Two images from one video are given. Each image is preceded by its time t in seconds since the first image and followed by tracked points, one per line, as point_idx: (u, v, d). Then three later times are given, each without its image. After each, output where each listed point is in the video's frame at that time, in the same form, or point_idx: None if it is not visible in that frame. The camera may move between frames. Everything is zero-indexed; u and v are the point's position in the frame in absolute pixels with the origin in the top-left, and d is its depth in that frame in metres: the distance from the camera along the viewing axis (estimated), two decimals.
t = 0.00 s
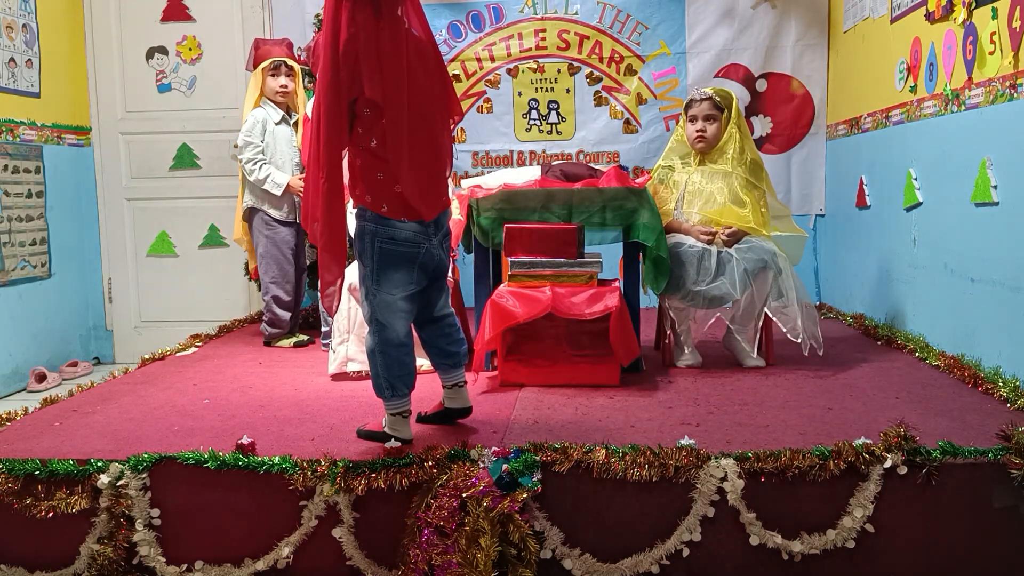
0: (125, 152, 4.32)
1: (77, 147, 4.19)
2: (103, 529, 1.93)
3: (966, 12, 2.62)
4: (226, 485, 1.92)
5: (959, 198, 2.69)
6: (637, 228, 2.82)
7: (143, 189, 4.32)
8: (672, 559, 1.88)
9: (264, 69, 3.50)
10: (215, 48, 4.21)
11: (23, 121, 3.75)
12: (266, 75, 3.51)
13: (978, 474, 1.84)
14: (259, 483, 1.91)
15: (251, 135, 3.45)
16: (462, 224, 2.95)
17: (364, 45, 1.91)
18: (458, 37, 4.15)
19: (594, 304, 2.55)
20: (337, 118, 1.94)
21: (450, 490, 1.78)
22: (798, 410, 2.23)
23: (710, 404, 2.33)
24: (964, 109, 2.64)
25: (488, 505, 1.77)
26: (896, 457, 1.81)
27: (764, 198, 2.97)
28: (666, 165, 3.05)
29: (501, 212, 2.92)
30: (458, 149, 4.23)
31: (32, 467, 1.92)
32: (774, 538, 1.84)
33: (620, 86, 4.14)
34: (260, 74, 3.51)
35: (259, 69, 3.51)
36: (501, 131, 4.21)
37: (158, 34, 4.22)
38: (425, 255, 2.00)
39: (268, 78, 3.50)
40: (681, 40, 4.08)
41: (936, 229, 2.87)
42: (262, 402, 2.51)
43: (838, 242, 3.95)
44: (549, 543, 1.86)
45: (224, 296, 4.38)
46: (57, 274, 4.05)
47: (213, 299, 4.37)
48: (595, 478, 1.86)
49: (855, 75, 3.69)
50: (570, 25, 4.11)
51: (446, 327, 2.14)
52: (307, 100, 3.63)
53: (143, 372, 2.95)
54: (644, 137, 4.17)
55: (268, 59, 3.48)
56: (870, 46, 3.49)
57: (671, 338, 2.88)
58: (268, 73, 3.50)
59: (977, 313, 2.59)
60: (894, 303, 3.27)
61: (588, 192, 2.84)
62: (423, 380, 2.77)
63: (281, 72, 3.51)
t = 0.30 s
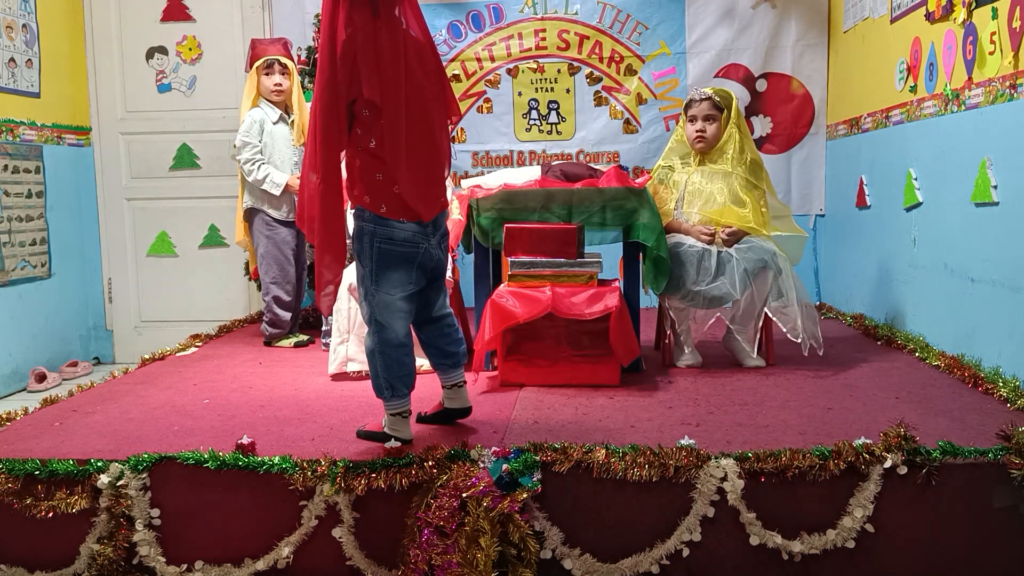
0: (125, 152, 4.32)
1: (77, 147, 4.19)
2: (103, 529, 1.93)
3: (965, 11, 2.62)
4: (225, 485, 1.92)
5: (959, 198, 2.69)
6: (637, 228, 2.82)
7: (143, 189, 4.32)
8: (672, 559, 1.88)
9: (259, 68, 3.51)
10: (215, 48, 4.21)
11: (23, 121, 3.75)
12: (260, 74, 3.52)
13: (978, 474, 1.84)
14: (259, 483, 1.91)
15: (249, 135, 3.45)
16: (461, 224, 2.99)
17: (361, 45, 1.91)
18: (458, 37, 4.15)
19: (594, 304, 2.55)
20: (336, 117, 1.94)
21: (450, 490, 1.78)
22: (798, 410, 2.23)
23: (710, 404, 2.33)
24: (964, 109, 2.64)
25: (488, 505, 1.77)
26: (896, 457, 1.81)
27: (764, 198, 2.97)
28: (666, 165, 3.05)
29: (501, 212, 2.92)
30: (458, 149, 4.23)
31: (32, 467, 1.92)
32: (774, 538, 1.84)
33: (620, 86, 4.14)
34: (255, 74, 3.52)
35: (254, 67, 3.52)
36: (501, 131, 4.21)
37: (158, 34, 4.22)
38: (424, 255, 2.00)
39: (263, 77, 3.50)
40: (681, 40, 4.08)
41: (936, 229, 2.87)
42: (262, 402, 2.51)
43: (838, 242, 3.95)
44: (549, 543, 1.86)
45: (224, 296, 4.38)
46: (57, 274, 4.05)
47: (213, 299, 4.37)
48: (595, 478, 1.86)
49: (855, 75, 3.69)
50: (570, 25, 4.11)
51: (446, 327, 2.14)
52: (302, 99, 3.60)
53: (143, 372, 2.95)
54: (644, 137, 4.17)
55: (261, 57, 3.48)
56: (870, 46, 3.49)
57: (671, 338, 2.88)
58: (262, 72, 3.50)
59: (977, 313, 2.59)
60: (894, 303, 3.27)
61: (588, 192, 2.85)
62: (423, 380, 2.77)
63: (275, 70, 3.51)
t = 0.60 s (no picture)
0: (125, 152, 4.32)
1: (77, 147, 4.19)
2: (103, 529, 1.93)
3: (966, 11, 2.62)
4: (225, 485, 1.92)
5: (959, 198, 2.69)
6: (637, 228, 2.82)
7: (143, 189, 4.32)
8: (672, 559, 1.88)
9: (256, 68, 3.50)
10: (215, 48, 4.21)
11: (23, 121, 3.75)
12: (258, 74, 3.52)
13: (978, 474, 1.84)
14: (259, 483, 1.91)
15: (246, 136, 3.45)
16: (461, 224, 2.95)
17: (359, 45, 1.91)
18: (458, 37, 4.15)
19: (594, 304, 2.55)
20: (334, 118, 1.93)
21: (450, 490, 1.78)
22: (799, 411, 2.23)
23: (710, 404, 2.33)
24: (964, 109, 2.65)
25: (488, 505, 1.77)
26: (896, 457, 1.81)
27: (764, 198, 2.97)
28: (666, 165, 3.05)
29: (501, 212, 2.92)
30: (458, 149, 4.23)
31: (32, 467, 1.92)
32: (774, 538, 1.84)
33: (620, 86, 4.14)
34: (252, 73, 3.52)
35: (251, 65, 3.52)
36: (501, 131, 4.21)
37: (158, 34, 4.22)
38: (421, 256, 2.00)
39: (259, 76, 3.50)
40: (681, 41, 4.08)
41: (936, 229, 2.87)
42: (262, 402, 2.51)
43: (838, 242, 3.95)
44: (549, 543, 1.86)
45: (224, 296, 4.38)
46: (57, 274, 4.05)
47: (213, 299, 4.37)
48: (595, 478, 1.86)
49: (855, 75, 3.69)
50: (570, 25, 4.11)
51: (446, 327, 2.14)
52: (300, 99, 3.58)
53: (143, 372, 2.95)
54: (644, 137, 4.17)
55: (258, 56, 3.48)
56: (870, 46, 3.49)
57: (672, 338, 2.88)
58: (259, 72, 3.50)
59: (977, 313, 2.59)
60: (894, 303, 3.27)
61: (588, 192, 2.85)
62: (423, 380, 2.77)
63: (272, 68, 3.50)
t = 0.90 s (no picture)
0: (125, 152, 4.32)
1: (77, 147, 4.19)
2: (104, 529, 1.93)
3: (966, 12, 2.62)
4: (225, 485, 1.92)
5: (959, 198, 2.69)
6: (637, 228, 2.82)
7: (143, 189, 4.32)
8: (672, 559, 1.88)
9: (258, 68, 3.50)
10: (215, 48, 4.21)
11: (23, 121, 3.75)
12: (260, 74, 3.52)
13: (978, 474, 1.84)
14: (259, 483, 1.91)
15: (245, 136, 3.46)
16: (462, 224, 2.96)
17: (360, 44, 1.91)
18: (458, 37, 4.15)
19: (594, 304, 2.55)
20: (332, 116, 1.92)
21: (450, 490, 1.78)
22: (799, 411, 2.23)
23: (710, 404, 2.33)
24: (964, 109, 2.65)
25: (488, 505, 1.77)
26: (896, 457, 1.81)
27: (764, 197, 2.96)
28: (666, 165, 3.05)
29: (501, 212, 2.92)
30: (458, 149, 4.23)
31: (32, 467, 1.92)
32: (774, 538, 1.84)
33: (620, 86, 4.14)
34: (254, 72, 3.52)
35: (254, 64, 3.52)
36: (501, 131, 4.21)
37: (158, 33, 4.22)
38: (415, 257, 2.01)
39: (261, 76, 3.50)
40: (681, 40, 4.08)
41: (936, 229, 2.87)
42: (261, 402, 2.51)
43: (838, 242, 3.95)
44: (549, 543, 1.86)
45: (224, 297, 4.38)
46: (57, 274, 4.05)
47: (213, 299, 4.37)
48: (595, 478, 1.86)
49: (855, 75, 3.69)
50: (570, 25, 4.11)
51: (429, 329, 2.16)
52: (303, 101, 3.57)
53: (143, 372, 2.95)
54: (644, 137, 4.17)
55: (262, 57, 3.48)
56: (870, 46, 3.49)
57: (671, 338, 2.88)
58: (261, 72, 3.50)
59: (977, 313, 2.59)
60: (894, 303, 3.27)
61: (588, 192, 2.85)
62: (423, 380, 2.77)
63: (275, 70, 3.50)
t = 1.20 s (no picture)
0: (125, 152, 4.32)
1: (77, 147, 4.19)
2: (104, 529, 1.93)
3: (966, 11, 2.62)
4: (225, 485, 1.92)
5: (959, 198, 2.69)
6: (637, 228, 2.81)
7: (143, 189, 4.32)
8: (672, 559, 1.88)
9: (277, 69, 3.45)
10: (215, 48, 4.21)
11: (23, 121, 3.75)
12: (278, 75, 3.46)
13: (977, 474, 1.84)
14: (259, 483, 1.91)
15: (257, 136, 3.47)
16: (462, 224, 2.99)
17: (349, 44, 1.91)
18: (458, 37, 4.15)
19: (594, 304, 2.55)
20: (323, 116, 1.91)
21: (450, 490, 1.78)
22: (798, 411, 2.23)
23: (709, 404, 2.33)
24: (964, 109, 2.65)
25: (488, 505, 1.77)
26: (896, 457, 1.81)
27: (764, 197, 2.96)
28: (666, 165, 3.05)
29: (501, 212, 2.90)
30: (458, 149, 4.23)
31: (32, 467, 1.92)
32: (774, 538, 1.84)
33: (620, 86, 4.14)
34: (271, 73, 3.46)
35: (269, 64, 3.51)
36: (501, 131, 4.21)
37: (158, 33, 4.22)
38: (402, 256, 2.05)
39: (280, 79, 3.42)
40: (681, 40, 4.08)
41: (936, 229, 2.87)
42: (261, 402, 2.51)
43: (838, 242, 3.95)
44: (549, 543, 1.86)
45: (224, 297, 4.38)
46: (57, 274, 4.05)
47: (213, 299, 4.37)
48: (596, 478, 1.86)
49: (855, 75, 3.69)
50: (570, 25, 4.11)
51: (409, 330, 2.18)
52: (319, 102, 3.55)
53: (143, 372, 2.95)
54: (644, 137, 4.17)
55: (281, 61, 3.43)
56: (870, 47, 3.49)
57: (671, 338, 2.88)
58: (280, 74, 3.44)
59: (977, 313, 2.59)
60: (894, 304, 3.27)
61: (588, 192, 2.84)
62: (422, 380, 2.77)
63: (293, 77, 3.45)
